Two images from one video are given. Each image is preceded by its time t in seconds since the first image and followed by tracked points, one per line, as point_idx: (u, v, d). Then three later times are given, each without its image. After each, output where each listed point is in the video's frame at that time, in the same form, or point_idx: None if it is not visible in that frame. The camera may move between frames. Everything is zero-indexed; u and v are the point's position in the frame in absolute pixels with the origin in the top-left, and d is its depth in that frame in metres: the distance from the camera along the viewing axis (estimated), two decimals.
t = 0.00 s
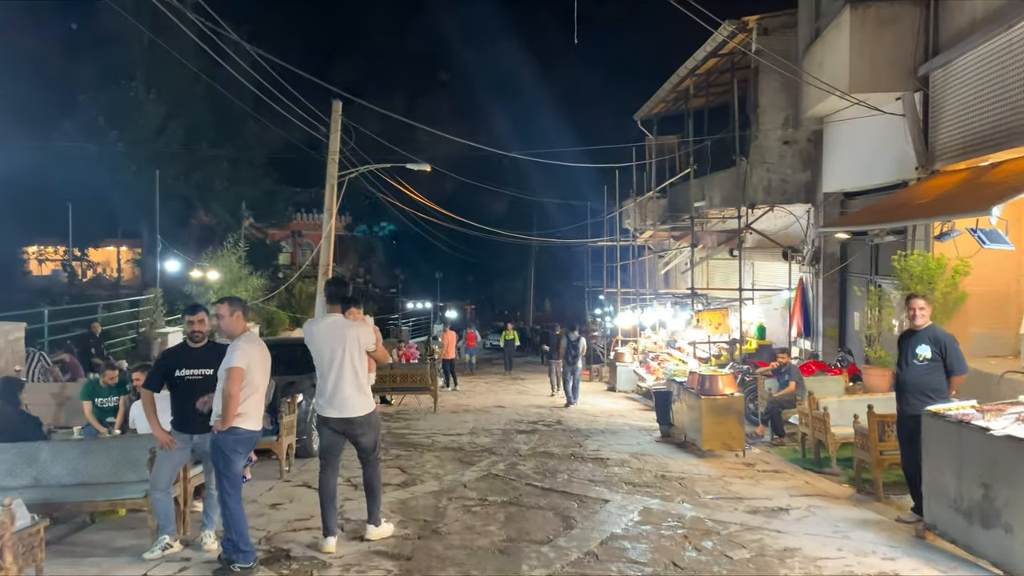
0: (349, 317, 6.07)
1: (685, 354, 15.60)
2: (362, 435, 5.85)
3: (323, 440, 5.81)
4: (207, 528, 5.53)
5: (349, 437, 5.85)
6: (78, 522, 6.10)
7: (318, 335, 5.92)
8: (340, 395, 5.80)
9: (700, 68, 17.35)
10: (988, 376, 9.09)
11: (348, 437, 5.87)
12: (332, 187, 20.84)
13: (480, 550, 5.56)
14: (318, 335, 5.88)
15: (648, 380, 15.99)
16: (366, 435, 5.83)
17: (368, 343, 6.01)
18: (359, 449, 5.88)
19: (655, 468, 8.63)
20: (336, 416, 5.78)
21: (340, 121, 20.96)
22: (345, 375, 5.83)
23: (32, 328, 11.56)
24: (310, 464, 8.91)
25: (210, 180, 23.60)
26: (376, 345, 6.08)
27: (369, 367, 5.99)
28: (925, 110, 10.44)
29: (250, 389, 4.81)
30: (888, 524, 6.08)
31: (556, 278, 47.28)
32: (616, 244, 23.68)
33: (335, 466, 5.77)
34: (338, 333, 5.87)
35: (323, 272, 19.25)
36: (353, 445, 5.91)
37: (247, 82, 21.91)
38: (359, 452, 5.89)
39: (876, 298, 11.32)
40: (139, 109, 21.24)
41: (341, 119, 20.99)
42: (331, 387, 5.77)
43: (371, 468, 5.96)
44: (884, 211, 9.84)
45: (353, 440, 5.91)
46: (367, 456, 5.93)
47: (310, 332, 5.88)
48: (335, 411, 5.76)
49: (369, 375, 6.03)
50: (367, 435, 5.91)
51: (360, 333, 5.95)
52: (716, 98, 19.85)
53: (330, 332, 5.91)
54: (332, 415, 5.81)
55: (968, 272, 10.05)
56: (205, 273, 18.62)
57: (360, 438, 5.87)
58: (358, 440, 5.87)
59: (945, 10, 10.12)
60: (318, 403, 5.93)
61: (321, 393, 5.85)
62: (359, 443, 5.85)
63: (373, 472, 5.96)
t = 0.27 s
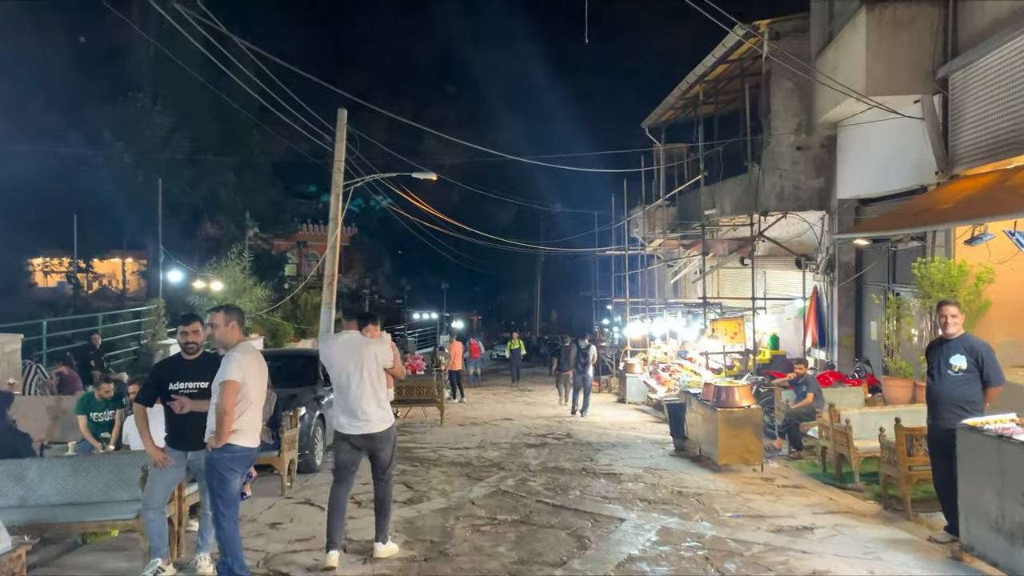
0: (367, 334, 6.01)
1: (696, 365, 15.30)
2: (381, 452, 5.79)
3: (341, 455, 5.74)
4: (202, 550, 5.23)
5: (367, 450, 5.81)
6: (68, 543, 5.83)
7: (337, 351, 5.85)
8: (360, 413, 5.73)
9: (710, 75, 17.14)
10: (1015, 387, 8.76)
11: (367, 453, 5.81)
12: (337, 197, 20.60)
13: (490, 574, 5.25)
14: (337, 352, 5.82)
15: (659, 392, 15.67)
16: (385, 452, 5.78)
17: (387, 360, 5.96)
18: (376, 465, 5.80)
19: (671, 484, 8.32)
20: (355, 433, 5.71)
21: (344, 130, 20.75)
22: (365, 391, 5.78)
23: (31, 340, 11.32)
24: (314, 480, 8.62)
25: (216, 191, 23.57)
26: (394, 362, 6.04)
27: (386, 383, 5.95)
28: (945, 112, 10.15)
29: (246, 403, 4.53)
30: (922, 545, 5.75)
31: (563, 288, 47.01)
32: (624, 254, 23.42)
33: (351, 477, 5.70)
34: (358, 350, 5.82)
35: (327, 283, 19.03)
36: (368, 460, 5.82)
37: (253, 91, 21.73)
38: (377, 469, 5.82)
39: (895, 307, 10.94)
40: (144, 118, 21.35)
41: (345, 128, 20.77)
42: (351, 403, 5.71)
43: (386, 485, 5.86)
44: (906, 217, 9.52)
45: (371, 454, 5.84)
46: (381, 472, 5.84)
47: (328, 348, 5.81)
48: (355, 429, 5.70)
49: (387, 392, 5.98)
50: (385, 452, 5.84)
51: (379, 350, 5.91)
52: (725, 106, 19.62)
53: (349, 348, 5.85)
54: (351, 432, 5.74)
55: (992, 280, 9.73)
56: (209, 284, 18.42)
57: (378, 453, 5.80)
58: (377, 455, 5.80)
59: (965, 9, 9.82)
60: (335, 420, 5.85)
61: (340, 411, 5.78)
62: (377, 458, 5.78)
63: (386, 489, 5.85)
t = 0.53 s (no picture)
0: (375, 332, 6.13)
1: (703, 361, 15.02)
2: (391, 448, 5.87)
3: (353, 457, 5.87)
4: (194, 561, 4.99)
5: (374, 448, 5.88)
6: (56, 556, 5.60)
7: (348, 349, 5.95)
8: (373, 409, 5.83)
9: (714, 65, 16.84)
10: None
11: (375, 451, 5.88)
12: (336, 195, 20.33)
13: None
14: (348, 349, 5.92)
15: (666, 389, 15.40)
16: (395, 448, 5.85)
17: (396, 357, 6.10)
18: (383, 462, 5.84)
19: (682, 485, 8.05)
20: (369, 429, 5.80)
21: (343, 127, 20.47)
22: (377, 388, 5.88)
23: (25, 344, 11.08)
24: (314, 485, 8.37)
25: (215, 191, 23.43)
26: (403, 358, 6.17)
27: (397, 379, 6.08)
28: (958, 98, 9.86)
29: (233, 409, 4.27)
30: (948, 548, 5.48)
31: (565, 285, 46.76)
32: (628, 249, 23.14)
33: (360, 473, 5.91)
34: (369, 347, 5.93)
35: (328, 282, 18.77)
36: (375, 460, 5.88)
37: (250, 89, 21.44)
38: (387, 466, 5.89)
39: (909, 300, 10.59)
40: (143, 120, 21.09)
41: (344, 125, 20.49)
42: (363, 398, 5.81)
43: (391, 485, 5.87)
44: (920, 207, 9.28)
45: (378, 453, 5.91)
46: (387, 473, 5.84)
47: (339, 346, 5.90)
48: (369, 425, 5.79)
49: (396, 389, 6.10)
50: (395, 449, 5.93)
51: (390, 346, 6.04)
52: (730, 97, 19.31)
53: (359, 346, 5.96)
54: (364, 430, 5.82)
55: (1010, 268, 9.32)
56: (208, 285, 18.18)
57: (385, 451, 5.86)
58: (385, 453, 5.87)
59: None
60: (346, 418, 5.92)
61: (352, 408, 5.85)
62: (383, 456, 5.85)
63: (390, 491, 5.81)
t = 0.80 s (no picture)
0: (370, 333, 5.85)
1: (708, 361, 14.73)
2: (387, 454, 5.64)
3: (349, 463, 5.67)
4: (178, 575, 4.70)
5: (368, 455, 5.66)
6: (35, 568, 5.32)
7: (342, 352, 5.69)
8: (367, 414, 5.58)
9: (718, 59, 16.56)
10: None
11: (370, 457, 5.66)
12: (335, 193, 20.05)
13: None
14: (342, 352, 5.66)
15: (671, 389, 15.11)
16: (391, 455, 5.63)
17: (392, 359, 5.82)
18: (377, 469, 5.63)
19: (691, 490, 7.77)
20: (363, 435, 5.56)
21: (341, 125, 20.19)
22: (372, 391, 5.62)
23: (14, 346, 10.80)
24: (310, 491, 8.09)
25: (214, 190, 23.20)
26: (400, 359, 5.89)
27: (393, 381, 5.81)
28: (973, 89, 9.56)
29: (213, 415, 4.00)
30: (973, 557, 5.20)
31: (566, 283, 46.49)
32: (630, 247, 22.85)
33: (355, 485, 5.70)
34: (363, 350, 5.66)
35: (326, 282, 18.50)
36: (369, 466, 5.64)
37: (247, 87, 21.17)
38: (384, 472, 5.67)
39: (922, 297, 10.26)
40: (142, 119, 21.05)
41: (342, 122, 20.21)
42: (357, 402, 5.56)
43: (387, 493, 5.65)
44: (934, 200, 9.05)
45: (372, 459, 5.66)
46: (382, 480, 5.61)
47: (333, 349, 5.65)
48: (364, 431, 5.55)
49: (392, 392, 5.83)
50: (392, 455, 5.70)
51: (384, 347, 5.76)
52: (734, 92, 19.01)
53: (353, 348, 5.69)
54: (359, 435, 5.59)
55: None
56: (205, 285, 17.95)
57: (380, 458, 5.63)
58: (381, 458, 5.65)
59: None
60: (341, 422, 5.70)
61: (346, 412, 5.62)
62: (378, 462, 5.61)
63: (385, 500, 5.58)
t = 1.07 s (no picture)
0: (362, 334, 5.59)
1: (716, 362, 14.45)
2: (377, 458, 5.44)
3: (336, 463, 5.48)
4: None
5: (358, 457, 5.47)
6: None
7: (330, 353, 5.48)
8: (351, 419, 5.39)
9: (727, 54, 16.27)
10: None
11: (361, 460, 5.47)
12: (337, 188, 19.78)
13: None
14: (329, 354, 5.45)
15: (677, 390, 14.86)
16: (381, 460, 5.43)
17: (382, 362, 5.54)
18: (370, 473, 5.44)
19: (701, 496, 7.50)
20: (347, 440, 5.38)
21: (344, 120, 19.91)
22: (356, 396, 5.40)
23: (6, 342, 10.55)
24: (307, 494, 7.83)
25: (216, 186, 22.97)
26: (390, 362, 5.59)
27: (381, 386, 5.54)
28: (993, 83, 9.26)
29: (193, 420, 3.75)
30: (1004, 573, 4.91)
31: (570, 282, 46.21)
32: (635, 244, 22.56)
33: (347, 487, 5.52)
34: (350, 352, 5.41)
35: (327, 278, 18.25)
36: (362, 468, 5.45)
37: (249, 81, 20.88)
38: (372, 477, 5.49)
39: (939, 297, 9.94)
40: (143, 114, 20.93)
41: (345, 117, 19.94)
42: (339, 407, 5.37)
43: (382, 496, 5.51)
44: (952, 197, 8.79)
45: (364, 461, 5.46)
46: (376, 482, 5.47)
47: (320, 350, 5.44)
48: (347, 436, 5.36)
49: (382, 395, 5.57)
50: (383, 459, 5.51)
51: (371, 351, 5.47)
52: (743, 88, 18.69)
53: (342, 349, 5.46)
54: (343, 439, 5.42)
55: None
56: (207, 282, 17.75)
57: (372, 461, 5.42)
58: (372, 462, 5.44)
59: None
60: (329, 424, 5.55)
61: (332, 415, 5.45)
62: (369, 465, 5.42)
63: (382, 501, 5.46)
